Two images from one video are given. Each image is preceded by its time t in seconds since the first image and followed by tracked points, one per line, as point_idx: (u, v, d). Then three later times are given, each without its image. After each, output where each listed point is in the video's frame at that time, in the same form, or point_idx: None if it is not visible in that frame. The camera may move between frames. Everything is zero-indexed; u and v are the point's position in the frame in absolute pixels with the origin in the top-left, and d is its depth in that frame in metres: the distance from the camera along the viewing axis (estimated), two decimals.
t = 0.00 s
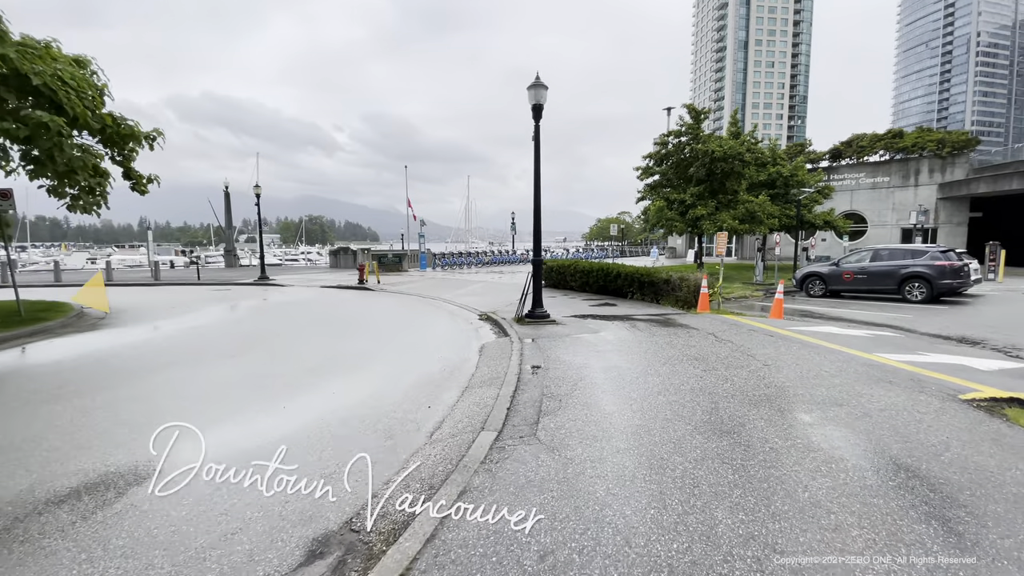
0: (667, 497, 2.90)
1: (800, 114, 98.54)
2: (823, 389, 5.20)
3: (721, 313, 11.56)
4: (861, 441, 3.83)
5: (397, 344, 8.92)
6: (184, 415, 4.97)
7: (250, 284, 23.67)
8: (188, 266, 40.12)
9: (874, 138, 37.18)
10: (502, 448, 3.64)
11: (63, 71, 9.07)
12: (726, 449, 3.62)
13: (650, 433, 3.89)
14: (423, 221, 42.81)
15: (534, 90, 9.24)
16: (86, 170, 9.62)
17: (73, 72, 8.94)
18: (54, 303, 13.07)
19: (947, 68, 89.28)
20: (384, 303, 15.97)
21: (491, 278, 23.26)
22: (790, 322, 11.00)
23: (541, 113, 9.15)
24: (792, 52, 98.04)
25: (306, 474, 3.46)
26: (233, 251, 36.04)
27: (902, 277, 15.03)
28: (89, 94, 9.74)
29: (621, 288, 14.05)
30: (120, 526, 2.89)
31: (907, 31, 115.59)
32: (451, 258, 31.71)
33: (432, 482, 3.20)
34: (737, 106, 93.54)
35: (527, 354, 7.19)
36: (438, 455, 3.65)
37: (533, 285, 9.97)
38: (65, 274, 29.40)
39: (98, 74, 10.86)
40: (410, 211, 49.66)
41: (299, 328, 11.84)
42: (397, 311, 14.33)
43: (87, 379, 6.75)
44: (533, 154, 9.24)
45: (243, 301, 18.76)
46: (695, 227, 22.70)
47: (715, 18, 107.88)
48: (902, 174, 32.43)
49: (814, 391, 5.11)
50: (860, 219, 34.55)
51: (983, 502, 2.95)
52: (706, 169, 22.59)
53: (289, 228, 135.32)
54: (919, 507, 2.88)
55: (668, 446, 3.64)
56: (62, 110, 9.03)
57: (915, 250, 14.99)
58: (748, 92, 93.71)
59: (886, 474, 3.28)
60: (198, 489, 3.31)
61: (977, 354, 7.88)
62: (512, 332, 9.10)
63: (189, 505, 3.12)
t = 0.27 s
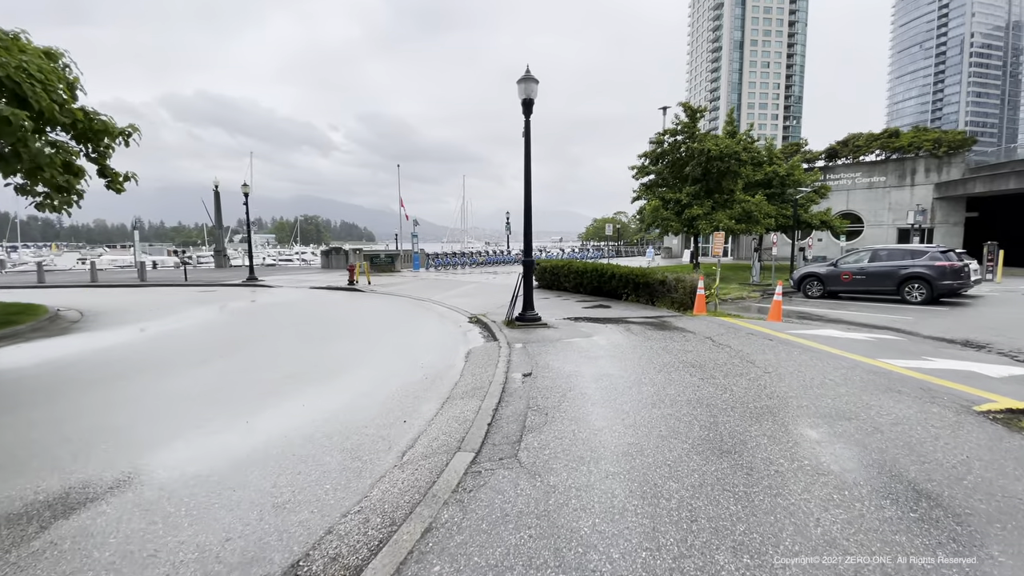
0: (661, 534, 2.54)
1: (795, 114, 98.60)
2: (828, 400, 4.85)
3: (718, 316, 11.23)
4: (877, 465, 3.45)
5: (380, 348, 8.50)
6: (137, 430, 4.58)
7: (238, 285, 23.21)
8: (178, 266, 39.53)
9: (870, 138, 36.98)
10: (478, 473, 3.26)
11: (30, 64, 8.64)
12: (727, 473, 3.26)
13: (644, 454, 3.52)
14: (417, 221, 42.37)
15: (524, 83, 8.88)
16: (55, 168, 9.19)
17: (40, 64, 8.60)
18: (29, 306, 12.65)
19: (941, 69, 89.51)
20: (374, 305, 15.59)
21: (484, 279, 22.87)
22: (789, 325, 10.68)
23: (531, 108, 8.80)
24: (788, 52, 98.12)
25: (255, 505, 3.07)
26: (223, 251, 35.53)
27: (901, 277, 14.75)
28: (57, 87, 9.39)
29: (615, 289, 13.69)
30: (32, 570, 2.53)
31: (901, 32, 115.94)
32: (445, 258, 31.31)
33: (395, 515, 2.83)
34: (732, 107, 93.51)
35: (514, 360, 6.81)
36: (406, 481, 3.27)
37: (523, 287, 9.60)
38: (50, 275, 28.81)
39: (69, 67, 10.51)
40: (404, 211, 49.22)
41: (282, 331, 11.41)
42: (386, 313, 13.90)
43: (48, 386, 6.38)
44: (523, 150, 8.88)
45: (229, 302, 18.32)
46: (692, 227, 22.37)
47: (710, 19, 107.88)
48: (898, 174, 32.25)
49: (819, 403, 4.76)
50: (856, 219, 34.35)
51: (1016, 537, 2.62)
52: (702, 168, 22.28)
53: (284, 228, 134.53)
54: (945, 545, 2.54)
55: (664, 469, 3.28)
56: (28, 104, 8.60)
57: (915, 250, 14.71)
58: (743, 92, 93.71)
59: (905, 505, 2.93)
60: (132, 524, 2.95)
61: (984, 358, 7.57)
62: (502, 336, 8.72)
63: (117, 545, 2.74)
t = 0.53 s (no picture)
0: (659, 574, 2.19)
1: (791, 114, 98.62)
2: (838, 409, 4.51)
3: (716, 317, 10.90)
4: (900, 487, 3.09)
5: (364, 349, 8.11)
6: (88, 441, 4.20)
7: (227, 285, 22.75)
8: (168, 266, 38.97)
9: (867, 137, 36.77)
10: (453, 498, 2.87)
11: None
12: (733, 496, 2.91)
13: (640, 473, 3.17)
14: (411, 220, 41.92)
15: (515, 75, 8.52)
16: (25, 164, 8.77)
17: (8, 53, 8.20)
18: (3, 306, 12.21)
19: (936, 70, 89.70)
20: (364, 305, 15.20)
21: (478, 279, 22.49)
22: (789, 326, 10.36)
23: (522, 100, 8.44)
24: (783, 52, 98.19)
25: (199, 536, 2.72)
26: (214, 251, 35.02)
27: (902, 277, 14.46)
28: (28, 78, 8.99)
29: (610, 290, 13.34)
30: None
31: (895, 33, 116.18)
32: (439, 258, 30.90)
33: (354, 551, 2.47)
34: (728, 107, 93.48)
35: (504, 365, 6.43)
36: (372, 507, 2.91)
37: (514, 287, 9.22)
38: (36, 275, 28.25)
39: (42, 58, 10.11)
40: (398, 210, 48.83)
41: (266, 331, 10.99)
42: (375, 313, 13.49)
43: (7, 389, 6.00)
44: (514, 144, 8.53)
45: (216, 303, 17.88)
46: (688, 226, 22.05)
47: (706, 19, 107.85)
48: (895, 173, 32.06)
49: (828, 412, 4.42)
50: (853, 219, 34.13)
51: None
52: (699, 166, 21.96)
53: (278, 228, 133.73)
54: (965, 562, 2.36)
55: (662, 492, 2.93)
56: None
57: (916, 250, 14.42)
58: (739, 92, 93.68)
59: (936, 536, 2.57)
60: (54, 559, 2.58)
61: (993, 361, 7.27)
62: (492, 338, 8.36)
63: None
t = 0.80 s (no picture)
0: None
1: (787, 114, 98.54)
2: (846, 424, 4.17)
3: (714, 319, 10.56)
4: (923, 520, 2.74)
5: (346, 353, 7.74)
6: (28, 461, 3.82)
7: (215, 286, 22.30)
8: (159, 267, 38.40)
9: (865, 136, 36.52)
10: (415, 540, 2.49)
11: None
12: (737, 534, 2.55)
13: (632, 504, 2.82)
14: (406, 220, 41.47)
15: (505, 68, 8.16)
16: None
17: None
18: None
19: (932, 70, 89.82)
20: (352, 307, 14.81)
21: (472, 279, 22.11)
22: (789, 328, 10.04)
23: (512, 94, 8.08)
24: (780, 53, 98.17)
25: None
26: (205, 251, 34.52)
27: (904, 278, 14.16)
28: None
29: (605, 291, 12.99)
30: None
31: (891, 33, 116.33)
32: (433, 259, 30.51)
33: None
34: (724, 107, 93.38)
35: (490, 373, 6.04)
36: (326, 547, 2.55)
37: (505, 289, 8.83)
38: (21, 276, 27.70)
39: (15, 52, 9.72)
40: (392, 210, 48.45)
41: (248, 334, 10.60)
42: (363, 316, 13.08)
43: None
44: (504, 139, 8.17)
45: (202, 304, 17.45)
46: (685, 227, 21.70)
47: (703, 19, 107.76)
48: (893, 173, 31.85)
49: (836, 427, 4.09)
50: (850, 218, 33.90)
51: None
52: (696, 165, 21.62)
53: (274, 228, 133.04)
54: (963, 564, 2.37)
55: (657, 528, 2.58)
56: None
57: (917, 250, 14.13)
58: (735, 92, 93.59)
59: None
60: None
61: (1003, 367, 6.97)
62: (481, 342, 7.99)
63: None
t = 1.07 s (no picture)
0: None
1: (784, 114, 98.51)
2: (856, 438, 3.84)
3: (712, 321, 10.23)
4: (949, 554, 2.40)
5: (327, 357, 7.38)
6: None
7: (204, 287, 21.89)
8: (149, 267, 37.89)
9: (862, 135, 36.28)
10: None
11: None
12: None
13: (620, 537, 2.48)
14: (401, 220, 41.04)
15: (494, 59, 7.82)
16: None
17: None
18: None
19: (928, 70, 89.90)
20: (341, 308, 14.41)
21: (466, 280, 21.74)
22: (790, 330, 9.72)
23: (502, 86, 7.74)
24: (777, 53, 98.12)
25: None
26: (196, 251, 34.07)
27: (905, 278, 13.86)
28: None
29: (601, 292, 12.64)
30: None
31: (888, 34, 116.46)
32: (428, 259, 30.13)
33: None
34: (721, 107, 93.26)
35: (475, 379, 5.67)
36: None
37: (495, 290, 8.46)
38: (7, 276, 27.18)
39: None
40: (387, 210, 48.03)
41: (230, 337, 10.21)
42: (351, 317, 12.70)
43: None
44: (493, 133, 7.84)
45: (189, 305, 17.04)
46: (682, 226, 21.37)
47: (700, 20, 107.69)
48: (891, 172, 31.62)
49: (844, 441, 3.76)
50: (848, 218, 33.67)
51: None
52: (693, 164, 21.30)
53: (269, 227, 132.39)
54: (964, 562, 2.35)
55: (648, 568, 2.24)
56: None
57: (919, 250, 13.84)
58: (732, 92, 93.48)
59: None
60: None
61: (1014, 370, 6.68)
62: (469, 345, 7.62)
63: None
